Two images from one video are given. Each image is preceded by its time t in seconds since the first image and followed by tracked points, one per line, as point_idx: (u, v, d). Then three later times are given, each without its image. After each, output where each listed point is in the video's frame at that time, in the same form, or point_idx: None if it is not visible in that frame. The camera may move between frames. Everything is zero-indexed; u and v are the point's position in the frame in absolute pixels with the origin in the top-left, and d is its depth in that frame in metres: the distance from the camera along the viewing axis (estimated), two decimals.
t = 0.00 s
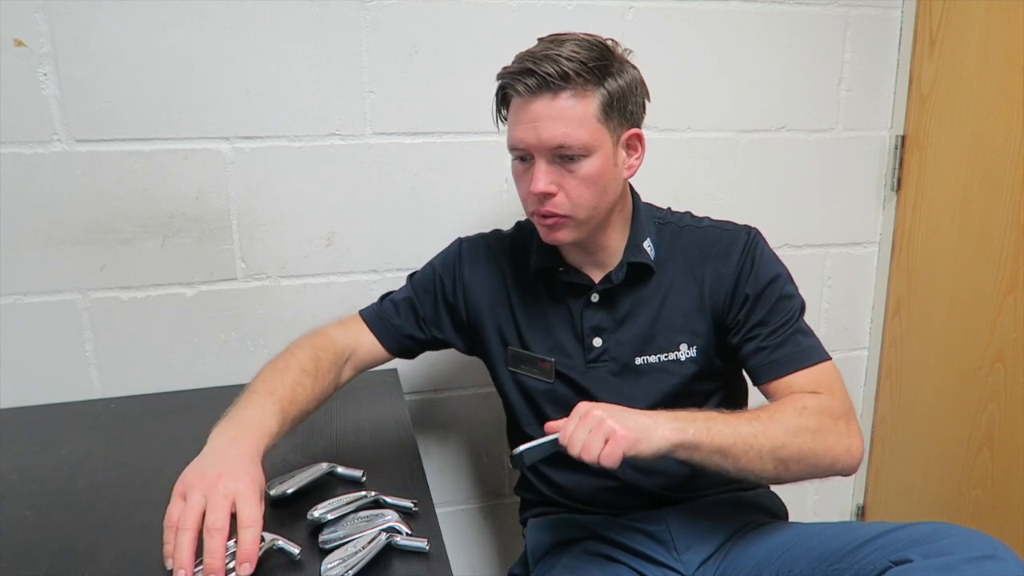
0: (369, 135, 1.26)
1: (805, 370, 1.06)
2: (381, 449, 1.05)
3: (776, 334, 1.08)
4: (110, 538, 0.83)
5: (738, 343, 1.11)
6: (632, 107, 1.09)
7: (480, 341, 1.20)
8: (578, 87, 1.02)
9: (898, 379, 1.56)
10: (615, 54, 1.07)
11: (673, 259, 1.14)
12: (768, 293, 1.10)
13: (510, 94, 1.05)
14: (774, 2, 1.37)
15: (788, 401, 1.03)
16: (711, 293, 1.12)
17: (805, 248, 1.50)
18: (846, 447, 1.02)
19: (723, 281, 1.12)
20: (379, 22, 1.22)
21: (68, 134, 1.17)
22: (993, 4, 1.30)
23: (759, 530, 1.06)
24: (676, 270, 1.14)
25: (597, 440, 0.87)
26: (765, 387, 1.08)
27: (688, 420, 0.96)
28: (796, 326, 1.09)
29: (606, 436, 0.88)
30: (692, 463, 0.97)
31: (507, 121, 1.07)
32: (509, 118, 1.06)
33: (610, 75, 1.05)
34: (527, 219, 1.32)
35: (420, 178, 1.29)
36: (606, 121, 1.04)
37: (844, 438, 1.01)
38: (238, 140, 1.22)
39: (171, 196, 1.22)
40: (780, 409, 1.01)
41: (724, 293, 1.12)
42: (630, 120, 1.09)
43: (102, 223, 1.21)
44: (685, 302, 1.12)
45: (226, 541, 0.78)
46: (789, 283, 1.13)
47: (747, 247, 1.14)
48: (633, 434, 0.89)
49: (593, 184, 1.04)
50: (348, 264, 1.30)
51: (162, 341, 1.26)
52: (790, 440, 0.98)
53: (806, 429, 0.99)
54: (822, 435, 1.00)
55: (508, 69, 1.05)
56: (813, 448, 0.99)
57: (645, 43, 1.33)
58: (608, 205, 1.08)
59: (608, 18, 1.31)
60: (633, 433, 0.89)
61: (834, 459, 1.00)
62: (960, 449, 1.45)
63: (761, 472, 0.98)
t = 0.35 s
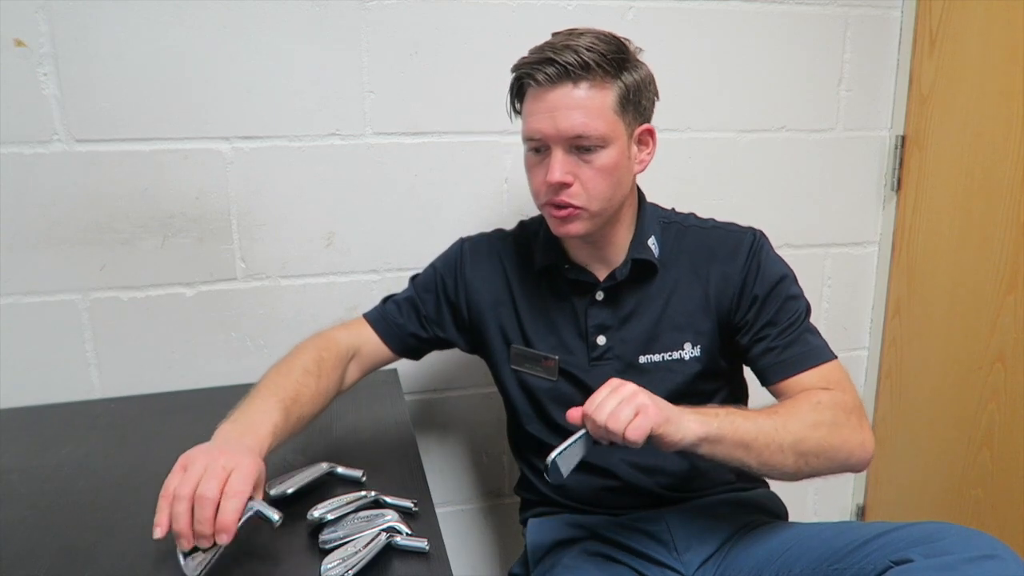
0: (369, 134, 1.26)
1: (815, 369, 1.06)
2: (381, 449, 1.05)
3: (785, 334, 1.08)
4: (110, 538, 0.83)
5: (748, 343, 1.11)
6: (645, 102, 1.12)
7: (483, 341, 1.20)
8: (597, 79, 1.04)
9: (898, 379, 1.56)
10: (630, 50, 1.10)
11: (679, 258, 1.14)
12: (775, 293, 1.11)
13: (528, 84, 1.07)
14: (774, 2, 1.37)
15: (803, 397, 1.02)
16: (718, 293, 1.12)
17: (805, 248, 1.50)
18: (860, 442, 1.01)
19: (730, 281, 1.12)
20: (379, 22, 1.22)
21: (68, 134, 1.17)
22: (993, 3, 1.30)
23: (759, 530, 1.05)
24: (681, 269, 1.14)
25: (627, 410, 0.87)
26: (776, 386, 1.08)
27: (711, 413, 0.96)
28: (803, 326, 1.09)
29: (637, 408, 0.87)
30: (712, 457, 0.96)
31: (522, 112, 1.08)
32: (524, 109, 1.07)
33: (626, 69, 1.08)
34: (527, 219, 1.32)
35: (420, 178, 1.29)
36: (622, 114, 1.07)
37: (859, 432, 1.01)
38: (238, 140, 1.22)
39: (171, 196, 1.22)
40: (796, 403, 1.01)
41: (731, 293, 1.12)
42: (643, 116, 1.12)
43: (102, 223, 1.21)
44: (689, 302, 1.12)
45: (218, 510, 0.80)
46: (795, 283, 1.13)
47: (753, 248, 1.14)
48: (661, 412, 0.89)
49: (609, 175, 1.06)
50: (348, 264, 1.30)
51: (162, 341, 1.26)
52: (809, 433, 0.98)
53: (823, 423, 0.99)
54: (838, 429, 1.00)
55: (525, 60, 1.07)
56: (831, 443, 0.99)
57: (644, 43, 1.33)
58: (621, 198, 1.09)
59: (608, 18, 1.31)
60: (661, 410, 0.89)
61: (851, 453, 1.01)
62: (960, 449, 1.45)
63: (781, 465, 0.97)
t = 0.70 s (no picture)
0: (369, 134, 1.26)
1: (820, 365, 1.06)
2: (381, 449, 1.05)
3: (787, 332, 1.08)
4: (110, 538, 0.83)
5: (749, 342, 1.11)
6: (652, 101, 1.14)
7: (480, 341, 1.20)
8: (609, 72, 1.06)
9: (898, 379, 1.55)
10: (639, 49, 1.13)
11: (679, 257, 1.14)
12: (776, 292, 1.11)
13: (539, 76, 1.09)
14: (774, 2, 1.37)
15: (806, 394, 1.02)
16: (718, 293, 1.12)
17: (805, 248, 1.50)
18: (864, 437, 1.01)
19: (731, 280, 1.12)
20: (378, 22, 1.22)
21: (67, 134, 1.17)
22: (993, 3, 1.30)
23: (759, 530, 1.06)
24: (681, 268, 1.14)
25: (631, 428, 0.86)
26: (779, 383, 1.08)
27: (715, 411, 0.96)
28: (804, 324, 1.09)
29: (638, 423, 0.87)
30: (717, 456, 0.97)
31: (531, 104, 1.09)
32: (534, 101, 1.08)
33: (636, 66, 1.10)
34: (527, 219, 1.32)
35: (420, 178, 1.29)
36: (631, 110, 1.09)
37: (863, 427, 1.02)
38: (238, 140, 1.22)
39: (171, 196, 1.22)
40: (800, 400, 1.01)
41: (733, 292, 1.12)
42: (649, 114, 1.14)
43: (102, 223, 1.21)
44: (689, 302, 1.13)
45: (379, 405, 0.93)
46: (795, 282, 1.13)
47: (752, 248, 1.14)
48: (664, 423, 0.89)
49: (617, 168, 1.07)
50: (347, 264, 1.30)
51: (162, 341, 1.26)
52: (813, 430, 0.98)
53: (827, 420, 0.99)
54: (842, 425, 1.00)
55: (536, 53, 1.09)
56: (835, 439, 0.99)
57: (644, 43, 1.33)
58: (627, 192, 1.10)
59: (608, 18, 1.31)
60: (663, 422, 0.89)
61: (856, 450, 1.00)
62: (960, 449, 1.45)
63: (785, 463, 0.98)
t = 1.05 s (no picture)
0: (369, 134, 1.26)
1: (810, 374, 1.06)
2: (382, 449, 1.05)
3: (781, 338, 1.08)
4: (110, 538, 0.83)
5: (744, 344, 1.11)
6: (656, 97, 1.14)
7: (489, 342, 1.21)
8: (614, 68, 1.06)
9: (898, 379, 1.55)
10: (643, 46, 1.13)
11: (681, 258, 1.14)
12: (774, 296, 1.10)
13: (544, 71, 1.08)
14: (774, 2, 1.37)
15: (792, 406, 1.03)
16: (717, 294, 1.12)
17: (805, 248, 1.50)
18: (845, 450, 1.03)
19: (732, 281, 1.12)
20: (378, 21, 1.22)
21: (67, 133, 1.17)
22: (993, 3, 1.30)
23: (760, 530, 1.06)
24: (684, 267, 1.14)
25: (612, 454, 0.90)
26: (769, 390, 1.08)
27: (699, 427, 0.97)
28: (801, 330, 1.09)
29: (621, 449, 0.90)
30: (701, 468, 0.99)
31: (536, 100, 1.09)
32: (539, 97, 1.08)
33: (641, 61, 1.10)
34: (528, 220, 1.32)
35: (420, 178, 1.29)
36: (635, 106, 1.09)
37: (845, 439, 1.02)
38: (238, 140, 1.22)
39: (171, 195, 1.22)
40: (786, 412, 1.02)
41: (732, 293, 1.12)
42: (653, 110, 1.14)
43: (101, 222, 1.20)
44: (692, 301, 1.13)
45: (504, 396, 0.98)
46: (794, 286, 1.13)
47: (754, 248, 1.14)
48: (648, 446, 0.91)
49: (622, 164, 1.07)
50: (347, 264, 1.30)
51: (162, 341, 1.26)
52: (795, 445, 0.99)
53: (811, 434, 1.00)
54: (825, 439, 1.01)
55: (541, 49, 1.09)
56: (817, 453, 1.00)
57: (644, 43, 1.33)
58: (631, 189, 1.10)
59: (608, 18, 1.31)
60: (647, 447, 0.91)
61: (837, 462, 1.02)
62: (959, 449, 1.45)
63: (767, 478, 1.00)
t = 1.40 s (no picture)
0: (369, 134, 1.26)
1: (800, 383, 1.07)
2: (382, 449, 1.05)
3: (779, 344, 1.08)
4: (109, 538, 0.83)
5: (740, 349, 1.11)
6: (655, 98, 1.14)
7: (489, 344, 1.21)
8: (611, 71, 1.06)
9: (897, 380, 1.55)
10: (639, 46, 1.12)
11: (680, 259, 1.14)
12: (772, 301, 1.11)
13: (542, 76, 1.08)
14: (774, 2, 1.37)
15: (786, 414, 1.04)
16: (715, 297, 1.12)
17: (805, 248, 1.50)
18: (834, 459, 1.04)
19: (730, 284, 1.12)
20: (378, 21, 1.22)
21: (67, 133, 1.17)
22: (994, 2, 1.30)
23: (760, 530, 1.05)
24: (684, 269, 1.14)
25: (619, 450, 0.90)
26: (764, 395, 1.09)
27: (699, 430, 0.98)
28: (797, 338, 1.10)
29: (629, 445, 0.90)
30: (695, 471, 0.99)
31: (534, 104, 1.09)
32: (537, 101, 1.08)
33: (638, 63, 1.10)
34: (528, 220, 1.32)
35: (420, 178, 1.29)
36: (634, 109, 1.09)
37: (835, 449, 1.04)
38: (238, 140, 1.22)
39: (171, 196, 1.22)
40: (781, 420, 1.03)
41: (729, 297, 1.12)
42: (651, 111, 1.14)
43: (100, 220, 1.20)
44: (691, 303, 1.13)
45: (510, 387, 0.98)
46: (791, 291, 1.13)
47: (754, 251, 1.13)
48: (654, 446, 0.91)
49: (621, 167, 1.07)
50: (347, 264, 1.30)
51: (162, 341, 1.25)
52: (789, 453, 1.00)
53: (805, 444, 1.01)
54: (817, 450, 1.02)
55: (538, 53, 1.09)
56: (808, 463, 1.02)
57: (644, 43, 1.33)
58: (631, 191, 1.10)
59: (608, 18, 1.31)
60: (654, 448, 0.91)
61: (823, 473, 1.03)
62: (959, 449, 1.45)
63: (758, 483, 1.01)
